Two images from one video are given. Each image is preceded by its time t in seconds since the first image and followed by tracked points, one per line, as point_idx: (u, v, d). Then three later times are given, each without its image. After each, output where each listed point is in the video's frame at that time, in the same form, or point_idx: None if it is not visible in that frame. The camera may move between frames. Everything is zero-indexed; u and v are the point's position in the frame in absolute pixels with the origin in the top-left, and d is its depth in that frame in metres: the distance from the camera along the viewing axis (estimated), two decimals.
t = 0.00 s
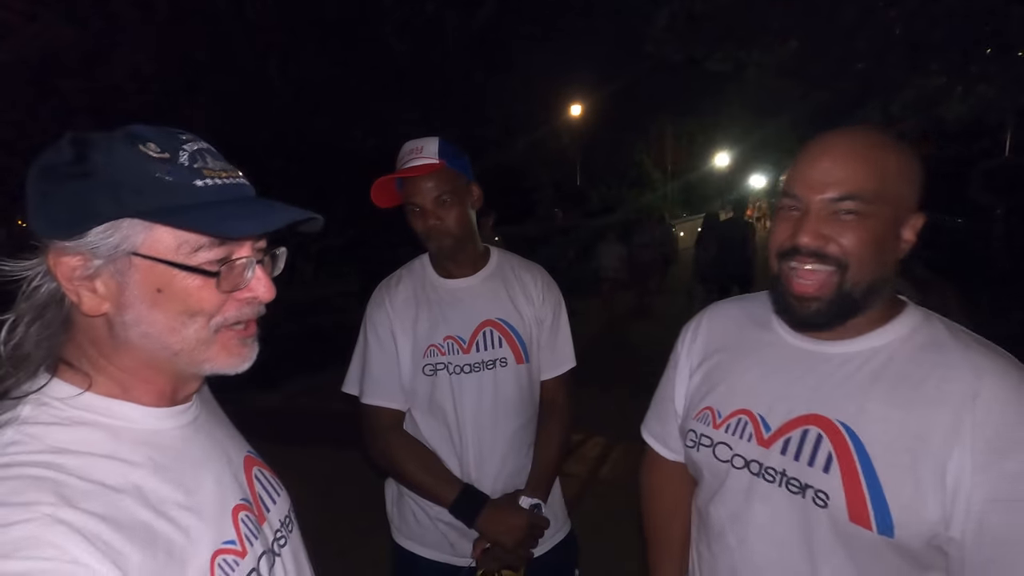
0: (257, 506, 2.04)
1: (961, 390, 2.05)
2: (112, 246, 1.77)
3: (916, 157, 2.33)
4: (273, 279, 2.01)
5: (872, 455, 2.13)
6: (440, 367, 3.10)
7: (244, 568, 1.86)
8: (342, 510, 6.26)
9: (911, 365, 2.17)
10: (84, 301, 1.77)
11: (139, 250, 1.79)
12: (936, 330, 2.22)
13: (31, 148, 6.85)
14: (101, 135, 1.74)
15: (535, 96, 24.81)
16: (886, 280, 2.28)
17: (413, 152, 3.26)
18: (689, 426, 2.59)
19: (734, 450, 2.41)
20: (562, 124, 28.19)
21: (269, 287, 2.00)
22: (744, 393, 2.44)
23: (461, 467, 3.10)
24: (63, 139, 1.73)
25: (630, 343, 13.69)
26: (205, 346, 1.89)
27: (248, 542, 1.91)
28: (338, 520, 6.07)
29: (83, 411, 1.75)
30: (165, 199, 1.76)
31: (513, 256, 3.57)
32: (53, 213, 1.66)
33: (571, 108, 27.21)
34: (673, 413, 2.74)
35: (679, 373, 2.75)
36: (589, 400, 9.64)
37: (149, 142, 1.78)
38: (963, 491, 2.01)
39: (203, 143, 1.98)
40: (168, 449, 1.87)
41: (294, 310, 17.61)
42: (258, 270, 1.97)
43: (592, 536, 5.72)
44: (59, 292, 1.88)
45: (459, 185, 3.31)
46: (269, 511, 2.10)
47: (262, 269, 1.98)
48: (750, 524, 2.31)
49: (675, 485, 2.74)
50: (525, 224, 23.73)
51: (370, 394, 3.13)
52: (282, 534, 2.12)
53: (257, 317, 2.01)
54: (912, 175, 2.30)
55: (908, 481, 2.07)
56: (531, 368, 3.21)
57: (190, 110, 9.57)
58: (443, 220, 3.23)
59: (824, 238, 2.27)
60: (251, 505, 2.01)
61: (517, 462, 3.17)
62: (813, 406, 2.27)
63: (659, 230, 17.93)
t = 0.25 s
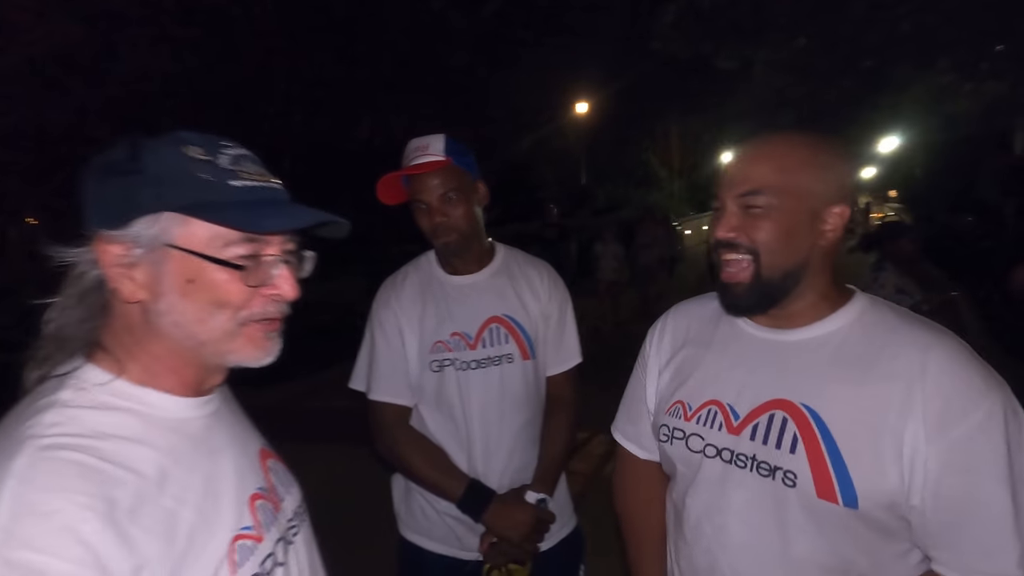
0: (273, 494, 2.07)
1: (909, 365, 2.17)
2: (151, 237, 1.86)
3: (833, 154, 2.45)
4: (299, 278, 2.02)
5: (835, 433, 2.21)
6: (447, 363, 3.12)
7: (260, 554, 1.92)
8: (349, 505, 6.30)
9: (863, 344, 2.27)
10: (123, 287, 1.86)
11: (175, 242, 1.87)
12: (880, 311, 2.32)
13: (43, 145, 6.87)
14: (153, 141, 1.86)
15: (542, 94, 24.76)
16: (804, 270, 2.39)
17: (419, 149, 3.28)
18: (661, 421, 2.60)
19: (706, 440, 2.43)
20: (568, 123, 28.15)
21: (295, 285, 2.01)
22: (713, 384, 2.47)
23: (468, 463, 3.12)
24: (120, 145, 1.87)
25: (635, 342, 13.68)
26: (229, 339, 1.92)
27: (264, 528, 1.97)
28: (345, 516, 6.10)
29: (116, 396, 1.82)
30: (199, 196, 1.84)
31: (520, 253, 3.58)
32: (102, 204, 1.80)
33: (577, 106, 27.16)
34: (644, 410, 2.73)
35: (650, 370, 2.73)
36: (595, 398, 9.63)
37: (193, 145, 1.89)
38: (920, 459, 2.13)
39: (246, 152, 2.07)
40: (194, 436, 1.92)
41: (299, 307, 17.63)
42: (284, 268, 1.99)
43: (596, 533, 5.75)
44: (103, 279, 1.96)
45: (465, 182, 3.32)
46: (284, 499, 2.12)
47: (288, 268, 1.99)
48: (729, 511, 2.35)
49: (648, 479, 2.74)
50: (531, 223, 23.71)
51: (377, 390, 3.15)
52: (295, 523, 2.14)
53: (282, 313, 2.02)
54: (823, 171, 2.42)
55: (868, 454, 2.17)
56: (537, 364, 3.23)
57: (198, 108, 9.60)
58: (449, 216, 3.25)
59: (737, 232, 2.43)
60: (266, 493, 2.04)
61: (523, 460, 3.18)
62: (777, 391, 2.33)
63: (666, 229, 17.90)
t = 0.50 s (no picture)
0: (291, 481, 2.12)
1: (871, 354, 2.16)
2: (186, 232, 1.94)
3: (778, 154, 2.41)
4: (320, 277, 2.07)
5: (806, 426, 2.18)
6: (456, 360, 3.16)
7: (267, 537, 1.97)
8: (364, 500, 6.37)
9: (826, 336, 2.25)
10: (159, 278, 1.95)
11: (207, 237, 1.95)
12: (840, 303, 2.31)
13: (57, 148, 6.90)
14: (194, 141, 1.96)
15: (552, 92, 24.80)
16: (760, 269, 2.35)
17: (430, 148, 3.33)
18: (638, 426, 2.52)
19: (684, 441, 2.36)
20: (579, 120, 28.18)
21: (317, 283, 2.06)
22: (688, 385, 2.41)
23: (477, 458, 3.16)
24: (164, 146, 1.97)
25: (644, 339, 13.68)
26: (253, 331, 1.99)
27: (275, 513, 2.02)
28: (360, 510, 6.17)
29: (151, 378, 1.92)
30: (231, 197, 1.93)
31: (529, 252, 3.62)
32: (144, 199, 1.89)
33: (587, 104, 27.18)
34: (621, 414, 2.65)
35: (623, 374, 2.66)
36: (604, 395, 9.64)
37: (228, 147, 1.98)
38: (887, 447, 2.11)
39: (278, 154, 2.16)
40: (220, 418, 2.00)
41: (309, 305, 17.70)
42: (307, 267, 2.04)
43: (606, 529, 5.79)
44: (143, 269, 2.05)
45: (475, 180, 3.36)
46: (302, 486, 2.17)
47: (311, 267, 2.05)
48: (707, 510, 2.29)
49: (627, 484, 2.66)
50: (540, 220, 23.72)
51: (389, 386, 3.20)
52: (312, 509, 2.19)
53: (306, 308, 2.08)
54: (771, 171, 2.37)
55: (837, 444, 2.15)
56: (545, 362, 3.26)
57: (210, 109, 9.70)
58: (459, 215, 3.30)
59: (694, 238, 2.38)
60: (284, 480, 2.09)
61: (530, 455, 3.21)
62: (748, 389, 2.29)
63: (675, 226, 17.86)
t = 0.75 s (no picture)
0: (276, 465, 2.22)
1: (838, 335, 2.12)
2: (174, 216, 2.08)
3: (737, 145, 2.41)
4: (303, 260, 2.21)
5: (780, 412, 2.13)
6: (452, 355, 3.16)
7: (239, 518, 2.04)
8: (364, 496, 6.38)
9: (792, 322, 2.21)
10: (152, 259, 2.10)
11: (195, 220, 2.09)
12: (805, 288, 2.28)
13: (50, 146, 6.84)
14: (189, 131, 2.09)
15: (550, 86, 24.76)
16: (727, 258, 2.31)
17: (426, 141, 3.31)
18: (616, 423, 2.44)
19: (663, 436, 2.30)
20: (577, 115, 28.14)
21: (301, 267, 2.21)
22: (664, 378, 2.35)
23: (472, 452, 3.17)
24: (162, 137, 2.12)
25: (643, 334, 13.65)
26: (238, 311, 2.11)
27: (252, 495, 2.09)
28: (359, 506, 6.18)
29: (144, 354, 2.05)
30: (219, 179, 2.05)
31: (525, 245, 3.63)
32: (144, 184, 2.05)
33: (585, 98, 27.14)
34: (597, 412, 2.58)
35: (598, 373, 2.59)
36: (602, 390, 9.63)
37: (220, 137, 2.10)
38: (858, 427, 2.06)
39: (271, 145, 2.27)
40: (211, 397, 2.12)
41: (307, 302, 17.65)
42: (290, 250, 2.18)
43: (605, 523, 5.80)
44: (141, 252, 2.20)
45: (472, 174, 3.37)
46: (288, 473, 2.25)
47: (294, 250, 2.18)
48: (687, 502, 2.22)
49: (606, 481, 2.59)
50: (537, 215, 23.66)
51: (385, 379, 3.20)
52: (298, 496, 2.27)
53: (292, 290, 2.21)
54: (732, 161, 2.37)
55: (811, 428, 2.09)
56: (542, 357, 3.26)
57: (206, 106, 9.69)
58: (456, 208, 3.30)
59: (660, 229, 2.34)
60: (268, 463, 2.19)
61: (526, 449, 3.22)
62: (723, 378, 2.23)
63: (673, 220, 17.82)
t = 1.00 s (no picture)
0: (269, 454, 2.21)
1: (826, 325, 2.13)
2: (176, 209, 2.11)
3: (721, 140, 2.42)
4: (298, 254, 2.19)
5: (772, 404, 2.14)
6: (450, 352, 3.17)
7: (230, 500, 2.04)
8: (361, 493, 6.39)
9: (780, 317, 2.21)
10: (156, 250, 2.13)
11: (195, 213, 2.10)
12: (796, 282, 2.28)
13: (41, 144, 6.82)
14: (193, 132, 2.13)
15: (544, 84, 24.79)
16: (712, 251, 2.31)
17: (422, 137, 3.32)
18: (610, 422, 2.43)
19: (656, 433, 2.30)
20: (571, 113, 28.19)
21: (296, 261, 2.19)
22: (655, 375, 2.34)
23: (471, 449, 3.17)
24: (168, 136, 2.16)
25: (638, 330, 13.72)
26: (233, 301, 2.12)
27: (244, 479, 2.09)
28: (358, 502, 6.19)
29: (142, 340, 2.07)
30: (218, 174, 2.06)
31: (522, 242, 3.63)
32: (149, 179, 2.09)
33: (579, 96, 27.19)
34: (589, 412, 2.57)
35: (589, 372, 2.58)
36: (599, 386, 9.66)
37: (221, 138, 2.12)
38: (849, 418, 2.07)
39: (272, 147, 2.26)
40: (219, 387, 2.14)
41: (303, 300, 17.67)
42: (285, 244, 2.16)
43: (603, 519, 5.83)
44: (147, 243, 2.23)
45: (467, 170, 3.37)
46: (282, 462, 2.24)
47: (288, 244, 2.17)
48: (683, 497, 2.23)
49: (599, 478, 2.59)
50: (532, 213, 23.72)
51: (382, 376, 3.20)
52: (292, 485, 2.25)
53: (287, 283, 2.21)
54: (715, 155, 2.37)
55: (803, 419, 2.10)
56: (541, 353, 3.26)
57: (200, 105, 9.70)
58: (451, 204, 3.30)
59: (646, 222, 2.33)
60: (262, 451, 2.18)
61: (523, 446, 3.22)
62: (715, 373, 2.24)
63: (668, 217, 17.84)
